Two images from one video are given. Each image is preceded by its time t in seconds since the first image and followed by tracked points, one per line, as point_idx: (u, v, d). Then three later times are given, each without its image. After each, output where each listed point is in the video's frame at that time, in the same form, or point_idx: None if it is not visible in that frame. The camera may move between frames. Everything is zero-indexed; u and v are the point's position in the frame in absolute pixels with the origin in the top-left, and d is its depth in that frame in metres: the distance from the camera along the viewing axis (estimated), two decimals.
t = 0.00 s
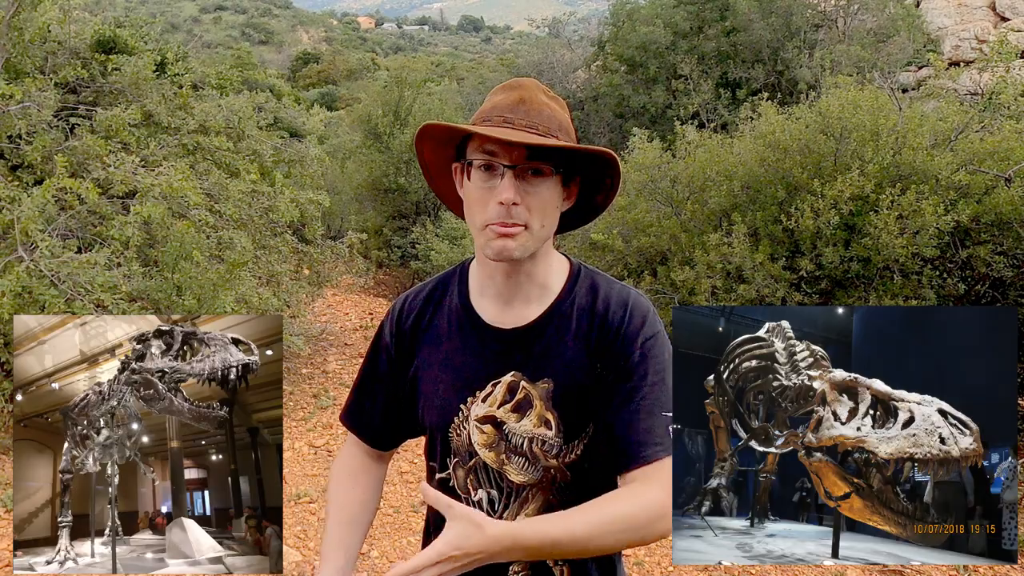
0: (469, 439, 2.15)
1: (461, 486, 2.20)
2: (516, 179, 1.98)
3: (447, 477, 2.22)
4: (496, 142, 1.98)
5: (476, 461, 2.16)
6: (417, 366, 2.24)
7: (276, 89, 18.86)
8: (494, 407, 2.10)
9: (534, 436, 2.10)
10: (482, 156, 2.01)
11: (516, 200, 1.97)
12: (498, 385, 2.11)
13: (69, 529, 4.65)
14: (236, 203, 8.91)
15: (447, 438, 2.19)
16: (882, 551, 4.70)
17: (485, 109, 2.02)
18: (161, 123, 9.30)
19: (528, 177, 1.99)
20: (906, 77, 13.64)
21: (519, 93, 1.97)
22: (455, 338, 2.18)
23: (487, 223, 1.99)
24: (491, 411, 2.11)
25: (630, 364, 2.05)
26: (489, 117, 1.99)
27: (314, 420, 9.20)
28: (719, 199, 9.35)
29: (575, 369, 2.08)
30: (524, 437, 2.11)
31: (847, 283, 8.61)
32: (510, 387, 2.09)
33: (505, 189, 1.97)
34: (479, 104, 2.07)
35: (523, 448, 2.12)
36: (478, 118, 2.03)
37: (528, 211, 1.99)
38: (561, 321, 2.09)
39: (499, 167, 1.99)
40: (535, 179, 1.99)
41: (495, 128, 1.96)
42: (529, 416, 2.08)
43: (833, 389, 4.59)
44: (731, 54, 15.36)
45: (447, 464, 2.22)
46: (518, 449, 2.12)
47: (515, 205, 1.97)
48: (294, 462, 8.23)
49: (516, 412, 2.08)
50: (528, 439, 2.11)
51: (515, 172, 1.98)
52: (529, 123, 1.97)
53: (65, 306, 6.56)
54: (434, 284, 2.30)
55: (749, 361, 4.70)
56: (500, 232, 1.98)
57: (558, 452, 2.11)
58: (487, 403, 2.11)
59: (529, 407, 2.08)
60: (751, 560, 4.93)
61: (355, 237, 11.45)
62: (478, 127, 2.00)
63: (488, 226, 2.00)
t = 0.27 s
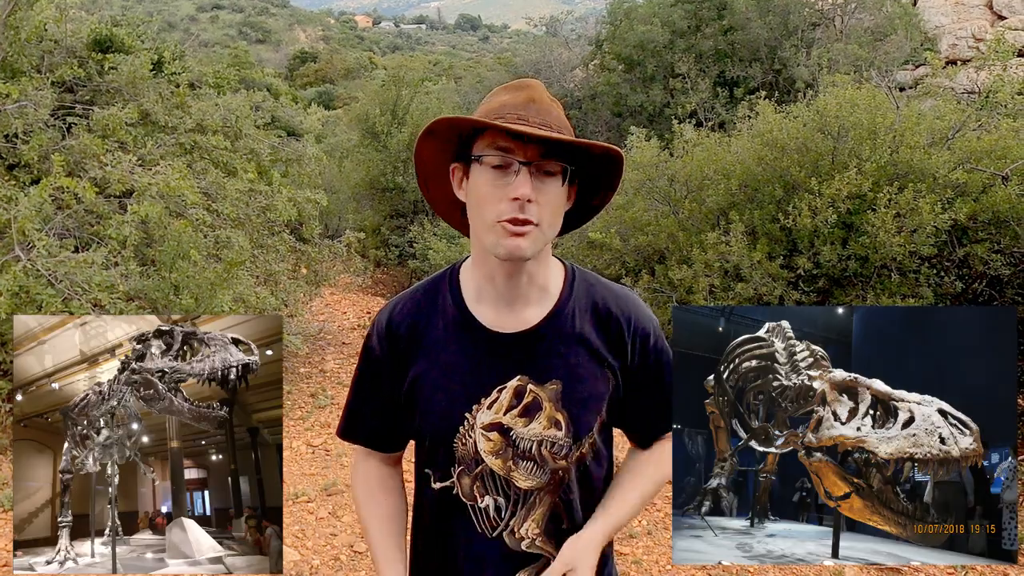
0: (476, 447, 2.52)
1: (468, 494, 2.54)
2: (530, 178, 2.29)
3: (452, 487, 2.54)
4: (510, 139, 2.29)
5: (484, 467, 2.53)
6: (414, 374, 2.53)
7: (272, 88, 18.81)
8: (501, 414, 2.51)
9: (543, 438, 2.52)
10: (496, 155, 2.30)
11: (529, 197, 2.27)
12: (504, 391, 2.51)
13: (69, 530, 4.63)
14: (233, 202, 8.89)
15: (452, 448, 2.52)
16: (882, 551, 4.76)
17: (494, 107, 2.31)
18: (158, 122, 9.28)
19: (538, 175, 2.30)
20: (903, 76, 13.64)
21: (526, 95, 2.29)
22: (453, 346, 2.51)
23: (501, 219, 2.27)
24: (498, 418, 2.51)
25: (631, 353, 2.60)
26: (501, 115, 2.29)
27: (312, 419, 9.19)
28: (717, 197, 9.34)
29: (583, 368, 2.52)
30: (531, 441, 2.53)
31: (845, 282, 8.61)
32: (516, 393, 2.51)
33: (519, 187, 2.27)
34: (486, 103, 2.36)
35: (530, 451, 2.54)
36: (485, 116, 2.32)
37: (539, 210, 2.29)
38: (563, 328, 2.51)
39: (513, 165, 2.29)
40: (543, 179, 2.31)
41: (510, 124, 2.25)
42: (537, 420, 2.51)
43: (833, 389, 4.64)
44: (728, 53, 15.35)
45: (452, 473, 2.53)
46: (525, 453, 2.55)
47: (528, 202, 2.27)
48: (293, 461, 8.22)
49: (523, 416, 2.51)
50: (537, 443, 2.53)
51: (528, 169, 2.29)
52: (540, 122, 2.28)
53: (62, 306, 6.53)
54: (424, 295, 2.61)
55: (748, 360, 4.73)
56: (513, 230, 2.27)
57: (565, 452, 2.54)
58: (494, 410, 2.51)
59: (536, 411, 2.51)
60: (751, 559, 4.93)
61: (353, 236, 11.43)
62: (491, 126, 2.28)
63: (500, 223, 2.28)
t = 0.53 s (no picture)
0: (471, 444, 1.86)
1: (462, 494, 1.86)
2: (529, 171, 1.86)
3: (445, 487, 1.86)
4: (507, 135, 1.85)
5: (480, 465, 1.87)
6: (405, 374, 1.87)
7: (271, 86, 18.75)
8: (497, 407, 1.86)
9: (540, 429, 1.90)
10: (493, 151, 1.86)
11: (530, 193, 1.83)
12: (498, 384, 1.86)
13: (69, 530, 4.93)
14: (232, 201, 8.89)
15: (448, 447, 1.85)
16: (882, 551, 4.91)
17: (483, 104, 1.88)
18: (157, 121, 9.28)
19: (538, 169, 1.87)
20: (902, 75, 13.64)
21: (519, 88, 1.86)
22: (450, 342, 1.87)
23: (498, 216, 1.83)
24: (495, 412, 1.86)
25: (617, 342, 2.02)
26: (493, 112, 1.85)
27: (311, 418, 9.19)
28: (716, 196, 9.35)
29: (579, 364, 1.92)
30: (529, 432, 1.90)
31: (844, 281, 8.61)
32: (511, 385, 1.86)
33: (519, 181, 1.84)
34: (472, 100, 1.91)
35: (528, 443, 1.91)
36: (475, 114, 1.88)
37: (539, 205, 1.86)
38: (557, 323, 1.92)
39: (511, 161, 1.85)
40: (542, 173, 1.89)
41: (504, 121, 1.82)
42: (534, 410, 1.88)
43: (833, 389, 4.93)
44: (727, 52, 15.33)
45: (446, 473, 1.86)
46: (522, 444, 1.91)
47: (529, 198, 1.83)
48: (292, 460, 8.24)
49: (521, 408, 1.87)
50: (534, 434, 1.91)
51: (528, 165, 1.86)
52: (538, 117, 1.86)
53: (61, 305, 6.51)
54: (406, 293, 1.96)
55: (749, 361, 5.05)
56: (512, 226, 1.83)
57: (562, 442, 1.93)
58: (490, 403, 1.85)
59: (534, 402, 1.88)
60: (751, 559, 5.07)
61: (352, 235, 11.43)
62: (483, 121, 1.84)
63: (497, 220, 1.84)
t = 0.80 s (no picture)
0: (451, 437, 1.79)
1: (444, 488, 1.80)
2: (504, 170, 1.81)
3: (427, 481, 1.80)
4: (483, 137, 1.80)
5: (461, 458, 1.80)
6: (386, 373, 1.82)
7: (272, 85, 18.75)
8: (476, 400, 1.79)
9: (520, 423, 1.83)
10: (468, 151, 1.81)
11: (506, 191, 1.79)
12: (476, 378, 1.80)
13: (69, 530, 4.94)
14: (233, 199, 8.89)
15: (426, 441, 1.79)
16: (882, 551, 4.91)
17: (457, 104, 1.83)
18: (158, 120, 9.28)
19: (514, 166, 1.82)
20: (903, 75, 13.65)
21: (492, 87, 1.81)
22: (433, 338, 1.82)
23: (475, 214, 1.79)
24: (474, 405, 1.80)
25: (599, 340, 1.90)
26: (467, 113, 1.80)
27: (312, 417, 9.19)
28: (717, 196, 9.34)
29: (557, 357, 1.84)
30: (509, 425, 1.83)
31: (845, 282, 8.62)
32: (490, 378, 1.79)
33: (495, 180, 1.79)
34: (448, 100, 1.87)
35: (509, 437, 1.84)
36: (449, 115, 1.83)
37: (516, 204, 1.81)
38: (534, 315, 1.85)
39: (487, 160, 1.81)
40: (519, 172, 1.83)
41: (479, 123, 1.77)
42: (513, 405, 1.81)
43: (833, 389, 4.93)
44: (728, 52, 15.33)
45: (427, 467, 1.80)
46: (502, 438, 1.84)
47: (504, 196, 1.79)
48: (293, 459, 8.24)
49: (500, 402, 1.80)
50: (514, 427, 1.83)
51: (503, 164, 1.81)
52: (511, 117, 1.81)
53: (62, 303, 6.52)
54: (387, 291, 1.90)
55: (749, 361, 5.07)
56: (489, 226, 1.79)
57: (544, 436, 1.84)
58: (469, 397, 1.79)
59: (513, 395, 1.80)
60: (751, 560, 5.08)
61: (352, 234, 11.42)
62: (458, 123, 1.80)
63: (474, 219, 1.80)
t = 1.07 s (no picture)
0: (435, 436, 1.80)
1: (429, 486, 1.81)
2: (483, 168, 1.80)
3: (413, 479, 1.81)
4: (460, 134, 1.80)
5: (445, 457, 1.81)
6: (372, 370, 1.82)
7: (273, 83, 18.74)
8: (460, 400, 1.79)
9: (504, 422, 1.81)
10: (446, 149, 1.81)
11: (484, 189, 1.78)
12: (461, 377, 1.80)
13: (69, 530, 4.97)
14: (234, 197, 8.90)
15: (411, 438, 1.80)
16: (882, 551, 4.92)
17: (436, 104, 1.83)
18: (159, 118, 9.28)
19: (493, 164, 1.81)
20: (905, 74, 13.65)
21: (471, 85, 1.81)
22: (420, 339, 1.81)
23: (454, 212, 1.79)
24: (458, 405, 1.79)
25: (586, 338, 1.88)
26: (444, 113, 1.80)
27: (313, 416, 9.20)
28: (718, 195, 9.33)
29: (543, 355, 1.81)
30: (492, 425, 1.82)
31: (846, 281, 8.62)
32: (474, 377, 1.79)
33: (473, 178, 1.78)
34: (428, 99, 1.87)
35: (493, 436, 1.83)
36: (429, 114, 1.84)
37: (496, 202, 1.80)
38: (521, 314, 1.83)
39: (465, 158, 1.80)
40: (498, 169, 1.82)
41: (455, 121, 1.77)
42: (497, 404, 1.79)
43: (833, 389, 4.92)
44: (729, 50, 15.31)
45: (413, 464, 1.81)
46: (486, 437, 1.83)
47: (483, 194, 1.78)
48: (293, 457, 8.26)
49: (484, 402, 1.79)
50: (497, 427, 1.82)
51: (482, 162, 1.80)
52: (490, 116, 1.80)
53: (63, 301, 6.52)
54: (374, 289, 1.89)
55: (749, 361, 5.07)
56: (468, 223, 1.78)
57: (528, 437, 1.82)
58: (453, 397, 1.79)
59: (498, 395, 1.79)
60: (751, 559, 5.09)
61: (353, 233, 11.42)
62: (434, 121, 1.80)
63: (454, 217, 1.79)
